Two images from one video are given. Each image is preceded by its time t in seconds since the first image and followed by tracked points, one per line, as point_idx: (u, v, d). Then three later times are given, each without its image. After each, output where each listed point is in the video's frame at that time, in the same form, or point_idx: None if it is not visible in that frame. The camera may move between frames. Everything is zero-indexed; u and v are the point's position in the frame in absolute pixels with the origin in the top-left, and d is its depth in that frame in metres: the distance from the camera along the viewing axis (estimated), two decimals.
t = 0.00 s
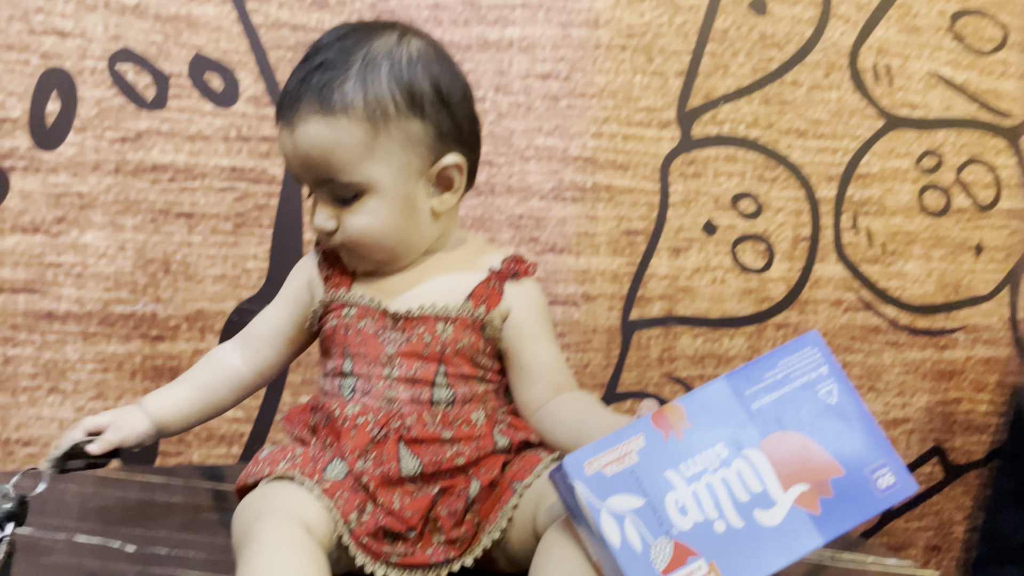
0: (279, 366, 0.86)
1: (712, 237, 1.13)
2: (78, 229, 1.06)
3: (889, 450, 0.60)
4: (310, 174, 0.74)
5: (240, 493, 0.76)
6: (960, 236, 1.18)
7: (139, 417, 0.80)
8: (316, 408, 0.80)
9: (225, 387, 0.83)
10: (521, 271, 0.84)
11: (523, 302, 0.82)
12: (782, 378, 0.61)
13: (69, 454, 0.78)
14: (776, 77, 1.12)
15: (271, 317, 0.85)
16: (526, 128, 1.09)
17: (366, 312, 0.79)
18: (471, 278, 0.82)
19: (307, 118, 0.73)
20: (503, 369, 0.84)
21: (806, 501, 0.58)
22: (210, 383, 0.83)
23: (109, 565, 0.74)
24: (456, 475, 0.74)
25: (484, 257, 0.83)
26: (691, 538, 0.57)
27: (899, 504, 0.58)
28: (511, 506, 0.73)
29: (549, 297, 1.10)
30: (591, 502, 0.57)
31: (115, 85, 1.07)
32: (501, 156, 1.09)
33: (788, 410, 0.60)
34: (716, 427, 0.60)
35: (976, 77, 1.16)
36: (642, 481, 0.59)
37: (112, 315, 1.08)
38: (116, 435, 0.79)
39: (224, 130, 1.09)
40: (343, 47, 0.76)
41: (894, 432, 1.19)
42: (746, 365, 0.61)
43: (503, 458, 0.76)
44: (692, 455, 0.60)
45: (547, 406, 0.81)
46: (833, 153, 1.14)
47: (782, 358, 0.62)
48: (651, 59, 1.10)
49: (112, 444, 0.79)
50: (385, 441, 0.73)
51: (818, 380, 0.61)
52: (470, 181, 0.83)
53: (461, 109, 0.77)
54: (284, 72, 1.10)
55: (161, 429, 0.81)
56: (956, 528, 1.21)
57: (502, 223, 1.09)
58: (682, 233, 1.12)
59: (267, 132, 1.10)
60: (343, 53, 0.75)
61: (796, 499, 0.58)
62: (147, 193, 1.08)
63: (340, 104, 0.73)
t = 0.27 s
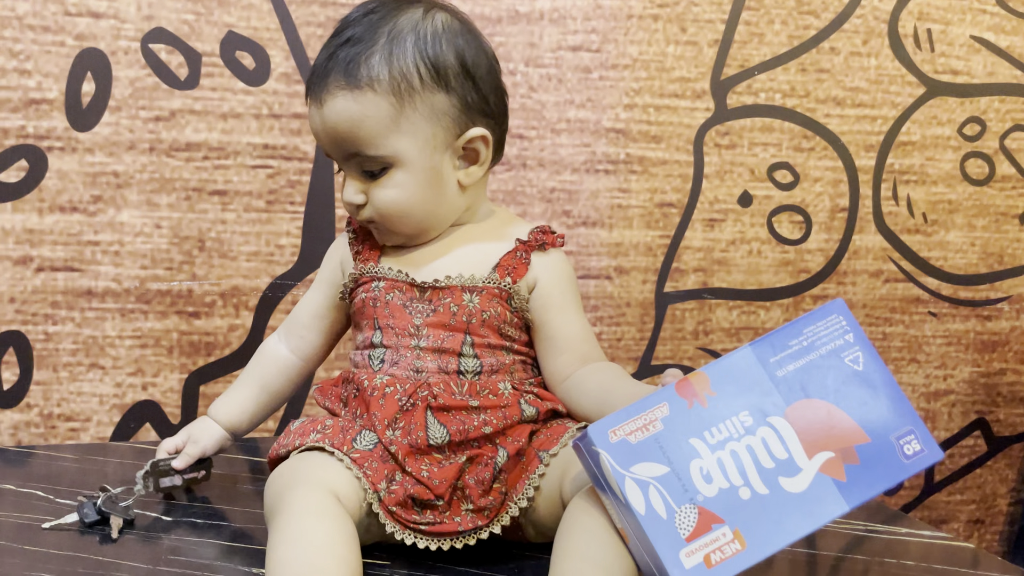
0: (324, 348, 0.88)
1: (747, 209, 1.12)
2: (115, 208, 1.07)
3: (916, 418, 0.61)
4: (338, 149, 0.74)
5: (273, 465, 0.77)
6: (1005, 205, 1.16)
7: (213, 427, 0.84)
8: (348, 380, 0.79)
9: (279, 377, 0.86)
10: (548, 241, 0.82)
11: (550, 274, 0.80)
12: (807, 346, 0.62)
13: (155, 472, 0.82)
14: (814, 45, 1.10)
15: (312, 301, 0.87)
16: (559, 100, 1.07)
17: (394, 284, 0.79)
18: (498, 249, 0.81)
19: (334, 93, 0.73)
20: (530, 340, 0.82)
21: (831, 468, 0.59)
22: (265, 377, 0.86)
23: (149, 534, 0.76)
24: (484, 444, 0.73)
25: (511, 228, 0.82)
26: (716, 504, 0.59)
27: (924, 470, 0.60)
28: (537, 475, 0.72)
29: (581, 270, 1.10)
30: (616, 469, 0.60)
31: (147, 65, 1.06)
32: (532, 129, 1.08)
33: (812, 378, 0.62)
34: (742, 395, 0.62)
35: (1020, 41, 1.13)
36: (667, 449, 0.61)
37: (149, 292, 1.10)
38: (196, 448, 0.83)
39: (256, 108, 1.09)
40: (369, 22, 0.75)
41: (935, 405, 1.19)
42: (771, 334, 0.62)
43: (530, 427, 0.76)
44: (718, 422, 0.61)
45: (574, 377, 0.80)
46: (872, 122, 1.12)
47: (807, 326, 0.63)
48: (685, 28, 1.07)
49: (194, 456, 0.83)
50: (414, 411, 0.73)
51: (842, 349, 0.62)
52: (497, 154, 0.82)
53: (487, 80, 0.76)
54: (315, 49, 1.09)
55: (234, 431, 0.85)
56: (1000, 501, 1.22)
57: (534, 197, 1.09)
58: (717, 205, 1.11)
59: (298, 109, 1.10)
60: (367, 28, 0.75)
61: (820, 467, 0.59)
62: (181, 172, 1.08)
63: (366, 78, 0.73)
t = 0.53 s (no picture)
0: (350, 349, 0.88)
1: (773, 206, 1.10)
2: (139, 213, 1.08)
3: (942, 434, 0.62)
4: (360, 151, 0.74)
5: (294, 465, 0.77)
6: None
7: (239, 426, 0.84)
8: (370, 380, 0.79)
9: (306, 378, 0.86)
10: (570, 242, 0.81)
11: (573, 274, 0.80)
12: (839, 355, 0.62)
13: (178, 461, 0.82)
14: (838, 39, 1.08)
15: (337, 303, 0.87)
16: (580, 99, 1.06)
17: (416, 284, 0.78)
18: (520, 249, 0.80)
19: (356, 96, 0.72)
20: (552, 341, 0.81)
21: (856, 477, 0.60)
22: (291, 379, 0.86)
23: (174, 535, 0.76)
24: (504, 443, 0.73)
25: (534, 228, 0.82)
26: (742, 508, 0.59)
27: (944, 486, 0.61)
28: (558, 475, 0.72)
29: (605, 270, 1.09)
30: (645, 469, 0.59)
31: (171, 70, 1.07)
32: (554, 128, 1.07)
33: (842, 388, 0.62)
34: (772, 400, 0.61)
35: None
36: (696, 450, 0.60)
37: (174, 295, 1.10)
38: (220, 443, 0.82)
39: (278, 112, 1.09)
40: (390, 24, 0.75)
41: (968, 402, 1.17)
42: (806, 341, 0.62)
43: (551, 427, 0.75)
44: (747, 426, 0.61)
45: (596, 377, 0.79)
46: (900, 116, 1.10)
47: (840, 336, 0.63)
48: (707, 25, 1.06)
49: (217, 452, 0.82)
50: (435, 409, 0.72)
51: (875, 361, 0.63)
52: (518, 154, 0.81)
53: (508, 81, 0.76)
54: (336, 52, 1.10)
55: (261, 432, 0.85)
56: None
57: (556, 196, 1.08)
58: (742, 202, 1.10)
59: (320, 112, 1.10)
60: (388, 29, 0.75)
61: (847, 476, 0.60)
62: (204, 176, 1.09)
63: (387, 80, 0.72)
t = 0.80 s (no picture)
0: (365, 349, 0.88)
1: (788, 203, 1.09)
2: (152, 218, 1.08)
3: (957, 442, 0.64)
4: (373, 152, 0.74)
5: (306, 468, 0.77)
6: None
7: (251, 420, 0.83)
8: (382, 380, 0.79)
9: (320, 378, 0.86)
10: (584, 242, 0.80)
11: (586, 274, 0.79)
12: (859, 361, 0.64)
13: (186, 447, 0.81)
14: (852, 35, 1.07)
15: (351, 302, 0.87)
16: (592, 99, 1.06)
17: (429, 284, 0.78)
18: (533, 249, 0.80)
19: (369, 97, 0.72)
20: (565, 341, 0.81)
21: (872, 483, 0.62)
22: (305, 378, 0.86)
23: (188, 538, 0.76)
24: (516, 444, 0.72)
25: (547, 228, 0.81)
26: (760, 509, 0.60)
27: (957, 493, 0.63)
28: (569, 475, 0.71)
29: (618, 269, 1.09)
30: (665, 466, 0.60)
31: (182, 75, 1.07)
32: (566, 128, 1.07)
33: (861, 394, 0.63)
34: (792, 403, 0.63)
35: None
36: (716, 450, 0.61)
37: (187, 299, 1.10)
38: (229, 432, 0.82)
39: (289, 115, 1.09)
40: (403, 26, 0.75)
41: (988, 399, 1.15)
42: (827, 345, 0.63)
43: (562, 427, 0.74)
44: (767, 427, 0.62)
45: (608, 377, 0.78)
46: (915, 111, 1.09)
47: (860, 341, 0.64)
48: (719, 22, 1.06)
49: (225, 439, 0.82)
50: (447, 409, 0.72)
51: (893, 367, 0.64)
52: (531, 155, 0.80)
53: (520, 81, 0.75)
54: (346, 55, 1.09)
55: (273, 429, 0.84)
56: None
57: (568, 196, 1.07)
58: (756, 200, 1.09)
59: (331, 115, 1.10)
60: (402, 31, 0.74)
61: (862, 480, 0.62)
62: (216, 180, 1.09)
63: (400, 81, 0.72)
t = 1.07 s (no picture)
0: (373, 340, 0.89)
1: (789, 205, 1.10)
2: (156, 224, 1.09)
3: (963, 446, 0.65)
4: (379, 152, 0.74)
5: (311, 471, 0.77)
6: None
7: (269, 386, 0.88)
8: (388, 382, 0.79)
9: (327, 360, 0.88)
10: (592, 245, 0.80)
11: (593, 277, 0.79)
12: (876, 355, 0.65)
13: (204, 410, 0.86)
14: (851, 37, 1.07)
15: (363, 293, 0.88)
16: (593, 102, 1.06)
17: (436, 285, 0.78)
18: (539, 253, 0.80)
19: (376, 97, 0.73)
20: (571, 343, 0.81)
21: (878, 475, 0.63)
22: (318, 356, 0.89)
23: (193, 543, 0.76)
24: (519, 446, 0.73)
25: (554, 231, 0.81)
26: (767, 486, 0.61)
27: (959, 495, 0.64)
28: (570, 475, 0.71)
29: (620, 272, 1.09)
30: (679, 434, 0.60)
31: (185, 83, 1.08)
32: (567, 132, 1.07)
33: (875, 387, 0.65)
34: (808, 387, 0.64)
35: None
36: (731, 425, 0.62)
37: (191, 305, 1.11)
38: (245, 393, 0.87)
39: (292, 122, 1.10)
40: (412, 29, 0.76)
41: (992, 399, 1.15)
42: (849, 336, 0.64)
43: (565, 429, 0.74)
44: (783, 409, 0.63)
45: (613, 379, 0.78)
46: (915, 112, 1.09)
47: (880, 337, 0.66)
48: (719, 25, 1.06)
49: (241, 399, 0.87)
50: (451, 412, 0.72)
51: (909, 365, 0.66)
52: (538, 159, 0.80)
53: (527, 86, 0.75)
54: (348, 61, 1.10)
55: (287, 396, 0.88)
56: None
57: (570, 200, 1.08)
58: (757, 202, 1.09)
59: (333, 121, 1.11)
60: (410, 35, 0.75)
61: (869, 471, 0.63)
62: (219, 187, 1.09)
63: (406, 82, 0.73)
